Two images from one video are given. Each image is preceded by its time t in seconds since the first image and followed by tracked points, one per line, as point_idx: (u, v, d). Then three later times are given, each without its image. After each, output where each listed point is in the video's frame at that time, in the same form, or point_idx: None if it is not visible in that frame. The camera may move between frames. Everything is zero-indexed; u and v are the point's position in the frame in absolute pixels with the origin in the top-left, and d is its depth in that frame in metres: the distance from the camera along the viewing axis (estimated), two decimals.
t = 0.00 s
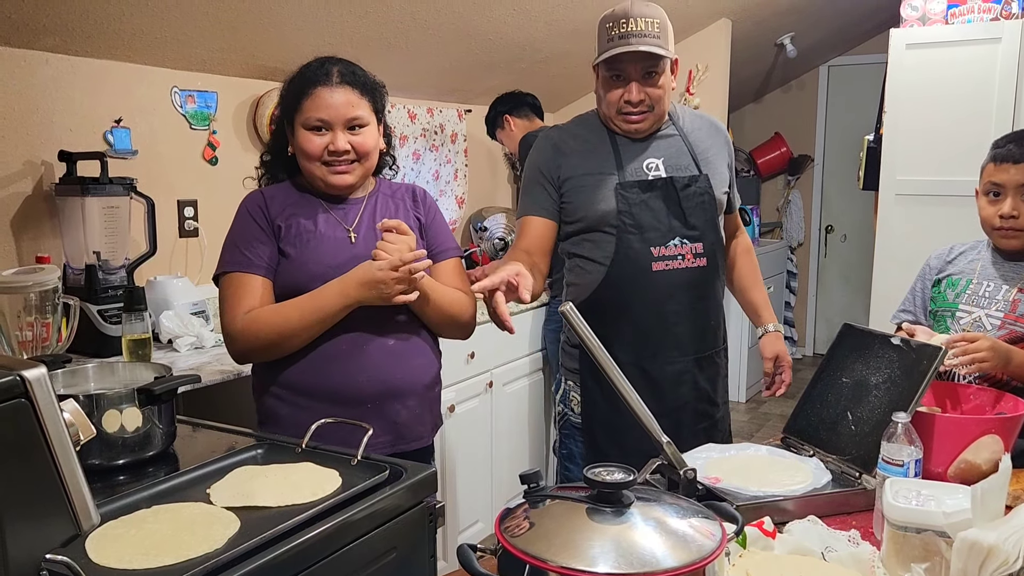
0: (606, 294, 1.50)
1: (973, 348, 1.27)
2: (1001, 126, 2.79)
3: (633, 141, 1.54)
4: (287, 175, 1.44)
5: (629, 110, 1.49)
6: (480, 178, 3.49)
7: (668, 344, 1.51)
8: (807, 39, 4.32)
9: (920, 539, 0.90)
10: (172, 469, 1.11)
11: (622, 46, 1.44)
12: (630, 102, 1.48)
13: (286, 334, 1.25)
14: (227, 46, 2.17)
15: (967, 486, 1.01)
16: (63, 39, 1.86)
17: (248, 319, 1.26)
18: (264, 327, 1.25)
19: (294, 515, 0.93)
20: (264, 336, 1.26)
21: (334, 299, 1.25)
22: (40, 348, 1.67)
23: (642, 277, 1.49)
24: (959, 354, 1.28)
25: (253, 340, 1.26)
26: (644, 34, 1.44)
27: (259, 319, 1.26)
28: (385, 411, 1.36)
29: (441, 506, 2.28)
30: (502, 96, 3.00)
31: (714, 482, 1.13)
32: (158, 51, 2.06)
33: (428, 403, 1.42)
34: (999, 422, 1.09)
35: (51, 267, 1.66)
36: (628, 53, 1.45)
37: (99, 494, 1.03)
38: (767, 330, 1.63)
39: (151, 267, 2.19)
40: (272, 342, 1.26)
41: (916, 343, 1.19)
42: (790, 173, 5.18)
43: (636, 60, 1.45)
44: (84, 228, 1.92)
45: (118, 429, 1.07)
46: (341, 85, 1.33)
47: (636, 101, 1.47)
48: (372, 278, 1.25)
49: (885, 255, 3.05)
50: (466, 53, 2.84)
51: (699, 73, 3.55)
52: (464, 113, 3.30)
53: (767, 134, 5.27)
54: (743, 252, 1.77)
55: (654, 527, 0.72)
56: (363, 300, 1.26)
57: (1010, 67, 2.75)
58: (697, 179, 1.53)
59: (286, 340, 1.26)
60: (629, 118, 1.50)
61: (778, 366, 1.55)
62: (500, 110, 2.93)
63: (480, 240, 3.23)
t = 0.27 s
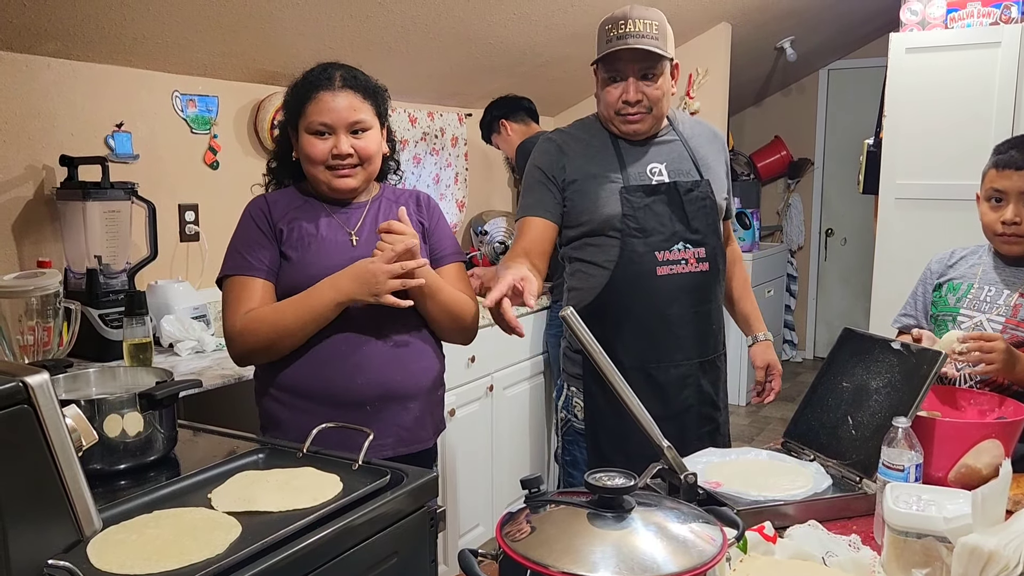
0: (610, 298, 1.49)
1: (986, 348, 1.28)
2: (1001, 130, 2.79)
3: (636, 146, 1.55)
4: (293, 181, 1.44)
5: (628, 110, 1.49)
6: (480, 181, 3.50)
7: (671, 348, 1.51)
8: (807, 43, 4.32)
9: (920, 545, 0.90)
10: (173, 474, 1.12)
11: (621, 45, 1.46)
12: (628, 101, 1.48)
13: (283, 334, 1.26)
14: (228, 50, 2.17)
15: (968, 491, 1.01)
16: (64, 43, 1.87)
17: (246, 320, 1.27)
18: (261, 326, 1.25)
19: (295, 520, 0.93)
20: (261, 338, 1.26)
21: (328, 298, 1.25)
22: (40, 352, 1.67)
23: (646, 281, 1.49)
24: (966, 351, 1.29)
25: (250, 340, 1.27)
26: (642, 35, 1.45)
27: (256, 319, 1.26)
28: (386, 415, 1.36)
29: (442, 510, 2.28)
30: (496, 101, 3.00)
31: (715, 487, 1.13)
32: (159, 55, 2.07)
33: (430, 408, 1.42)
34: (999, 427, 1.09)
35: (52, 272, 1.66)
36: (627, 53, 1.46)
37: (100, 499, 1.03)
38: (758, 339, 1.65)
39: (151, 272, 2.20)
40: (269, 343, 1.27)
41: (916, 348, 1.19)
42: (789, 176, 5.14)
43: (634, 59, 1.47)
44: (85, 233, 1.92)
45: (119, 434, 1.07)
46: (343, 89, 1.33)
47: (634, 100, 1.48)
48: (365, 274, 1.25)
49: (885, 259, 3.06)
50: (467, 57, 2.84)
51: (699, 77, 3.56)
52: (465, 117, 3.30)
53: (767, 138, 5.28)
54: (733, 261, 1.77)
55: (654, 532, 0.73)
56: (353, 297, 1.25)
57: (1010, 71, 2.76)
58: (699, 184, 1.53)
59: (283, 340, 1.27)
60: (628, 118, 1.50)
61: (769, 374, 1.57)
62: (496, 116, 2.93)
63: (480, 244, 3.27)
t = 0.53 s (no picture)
0: (612, 302, 1.49)
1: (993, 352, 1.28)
2: (1000, 131, 2.79)
3: (637, 147, 1.55)
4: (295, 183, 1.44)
5: (630, 104, 1.49)
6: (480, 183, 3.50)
7: (672, 352, 1.51)
8: (805, 43, 4.33)
9: (920, 547, 0.90)
10: (171, 476, 1.11)
11: (624, 40, 1.46)
12: (630, 96, 1.48)
13: (270, 332, 1.25)
14: (227, 52, 2.17)
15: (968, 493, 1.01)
16: (61, 45, 1.87)
17: (237, 321, 1.28)
18: (250, 327, 1.26)
19: (294, 523, 0.93)
20: (254, 339, 1.26)
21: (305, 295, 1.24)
22: (39, 355, 1.66)
23: (648, 285, 1.49)
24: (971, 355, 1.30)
25: (244, 341, 1.27)
26: (645, 30, 1.46)
27: (249, 319, 1.26)
28: (386, 417, 1.36)
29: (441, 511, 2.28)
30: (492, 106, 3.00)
31: (714, 489, 1.13)
32: (157, 57, 2.07)
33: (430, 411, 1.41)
34: (999, 428, 1.09)
35: (51, 274, 1.66)
36: (630, 47, 1.46)
37: (98, 502, 1.03)
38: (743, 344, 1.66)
39: (150, 274, 2.19)
40: (261, 343, 1.27)
41: (916, 349, 1.19)
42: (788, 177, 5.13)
43: (637, 54, 1.47)
44: (83, 235, 1.92)
45: (117, 437, 1.07)
46: (341, 96, 1.33)
47: (637, 94, 1.47)
48: (344, 265, 1.24)
49: (884, 260, 3.06)
50: (466, 58, 2.84)
51: (698, 78, 3.56)
52: (464, 118, 3.31)
53: (766, 139, 5.28)
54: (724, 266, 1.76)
55: (654, 535, 0.72)
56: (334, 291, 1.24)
57: (1009, 72, 2.76)
58: (700, 188, 1.54)
59: (273, 338, 1.26)
60: (630, 112, 1.49)
61: (750, 379, 1.60)
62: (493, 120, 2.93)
63: (479, 245, 3.27)
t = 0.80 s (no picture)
0: (608, 304, 1.49)
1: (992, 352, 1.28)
2: (997, 129, 2.79)
3: (634, 146, 1.55)
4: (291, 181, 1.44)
5: (630, 103, 1.48)
6: (478, 182, 3.50)
7: (669, 353, 1.51)
8: (803, 42, 4.33)
9: (919, 545, 0.90)
10: (170, 476, 1.11)
11: (623, 38, 1.46)
12: (630, 94, 1.48)
13: (279, 336, 1.25)
14: (224, 52, 2.17)
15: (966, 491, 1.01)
16: (58, 45, 1.86)
17: (243, 326, 1.27)
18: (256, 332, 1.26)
19: (292, 523, 0.93)
20: (259, 344, 1.26)
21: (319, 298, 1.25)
22: (36, 355, 1.66)
23: (644, 287, 1.49)
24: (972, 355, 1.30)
25: (248, 346, 1.27)
26: (644, 28, 1.46)
27: (254, 325, 1.26)
28: (384, 416, 1.36)
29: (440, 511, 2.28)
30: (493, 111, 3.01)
31: (713, 487, 1.13)
32: (154, 57, 2.06)
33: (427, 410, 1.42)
34: (997, 426, 1.09)
35: (48, 274, 1.66)
36: (629, 46, 1.47)
37: (96, 502, 1.03)
38: (745, 341, 1.66)
39: (148, 274, 2.19)
40: (267, 348, 1.27)
41: (915, 347, 1.19)
42: (786, 176, 5.15)
43: (636, 53, 1.48)
44: (81, 235, 1.92)
45: (115, 436, 1.07)
46: (336, 96, 1.33)
47: (636, 92, 1.47)
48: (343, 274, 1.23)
49: (882, 259, 3.06)
50: (464, 57, 2.84)
51: (696, 77, 3.56)
52: (462, 118, 3.31)
53: (764, 138, 5.28)
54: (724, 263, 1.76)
55: (653, 533, 0.72)
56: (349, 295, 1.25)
57: (1006, 70, 2.76)
58: (697, 189, 1.53)
59: (284, 345, 1.27)
60: (630, 111, 1.49)
61: (753, 377, 1.60)
62: (492, 125, 2.95)
63: (478, 244, 3.28)
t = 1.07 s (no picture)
0: (600, 304, 1.50)
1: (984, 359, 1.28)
2: (994, 127, 2.80)
3: (625, 146, 1.54)
4: (280, 179, 1.43)
5: (621, 103, 1.48)
6: (475, 181, 3.50)
7: (662, 352, 1.51)
8: (800, 40, 4.33)
9: (916, 542, 0.90)
10: (167, 476, 1.11)
11: (614, 38, 1.46)
12: (621, 94, 1.47)
13: (278, 338, 1.25)
14: (220, 50, 2.16)
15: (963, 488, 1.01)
16: (54, 44, 1.86)
17: (237, 328, 1.26)
18: (253, 333, 1.25)
19: (289, 522, 0.93)
20: (254, 346, 1.26)
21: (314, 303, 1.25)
22: (33, 354, 1.66)
23: (635, 288, 1.49)
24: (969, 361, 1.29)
25: (242, 349, 1.26)
26: (635, 28, 1.45)
27: (249, 328, 1.25)
28: (380, 415, 1.36)
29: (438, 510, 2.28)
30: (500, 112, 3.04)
31: (711, 485, 1.13)
32: (150, 56, 2.06)
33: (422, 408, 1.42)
34: (995, 423, 1.09)
35: (44, 273, 1.65)
36: (620, 46, 1.46)
37: (93, 501, 1.02)
38: (756, 336, 1.63)
39: (145, 273, 2.19)
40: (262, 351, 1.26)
41: (912, 345, 1.19)
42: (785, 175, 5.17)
43: (628, 52, 1.47)
44: (77, 234, 1.92)
45: (112, 436, 1.06)
46: (335, 98, 1.32)
47: (628, 92, 1.47)
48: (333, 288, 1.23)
49: (880, 256, 3.06)
50: (461, 56, 2.84)
51: (693, 75, 3.56)
52: (458, 116, 3.31)
53: (761, 136, 5.29)
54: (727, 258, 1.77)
55: (650, 532, 0.72)
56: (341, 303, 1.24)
57: (1003, 68, 2.76)
58: (688, 188, 1.52)
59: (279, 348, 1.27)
60: (622, 111, 1.49)
61: (765, 372, 1.56)
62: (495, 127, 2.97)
63: (475, 243, 3.28)
